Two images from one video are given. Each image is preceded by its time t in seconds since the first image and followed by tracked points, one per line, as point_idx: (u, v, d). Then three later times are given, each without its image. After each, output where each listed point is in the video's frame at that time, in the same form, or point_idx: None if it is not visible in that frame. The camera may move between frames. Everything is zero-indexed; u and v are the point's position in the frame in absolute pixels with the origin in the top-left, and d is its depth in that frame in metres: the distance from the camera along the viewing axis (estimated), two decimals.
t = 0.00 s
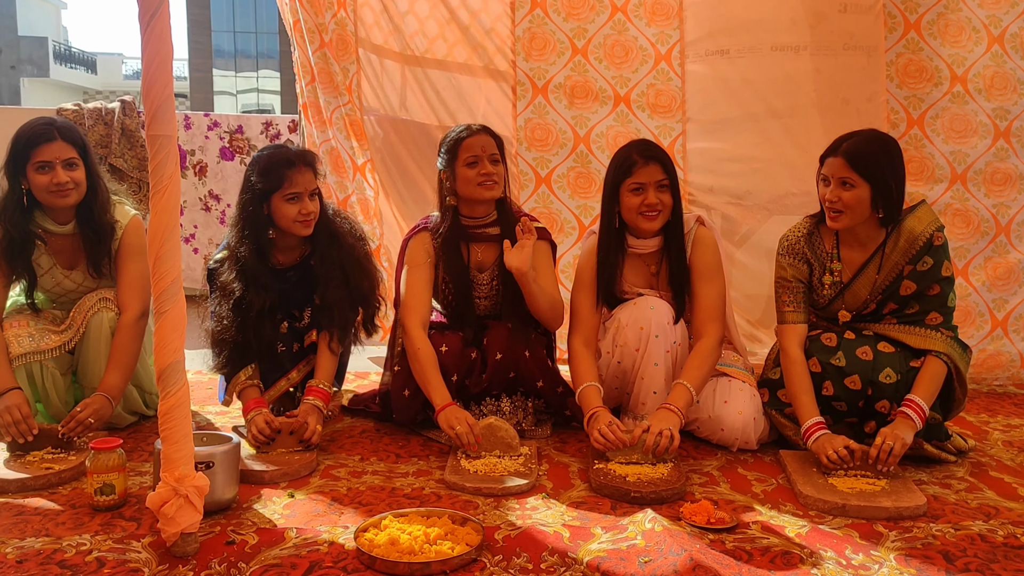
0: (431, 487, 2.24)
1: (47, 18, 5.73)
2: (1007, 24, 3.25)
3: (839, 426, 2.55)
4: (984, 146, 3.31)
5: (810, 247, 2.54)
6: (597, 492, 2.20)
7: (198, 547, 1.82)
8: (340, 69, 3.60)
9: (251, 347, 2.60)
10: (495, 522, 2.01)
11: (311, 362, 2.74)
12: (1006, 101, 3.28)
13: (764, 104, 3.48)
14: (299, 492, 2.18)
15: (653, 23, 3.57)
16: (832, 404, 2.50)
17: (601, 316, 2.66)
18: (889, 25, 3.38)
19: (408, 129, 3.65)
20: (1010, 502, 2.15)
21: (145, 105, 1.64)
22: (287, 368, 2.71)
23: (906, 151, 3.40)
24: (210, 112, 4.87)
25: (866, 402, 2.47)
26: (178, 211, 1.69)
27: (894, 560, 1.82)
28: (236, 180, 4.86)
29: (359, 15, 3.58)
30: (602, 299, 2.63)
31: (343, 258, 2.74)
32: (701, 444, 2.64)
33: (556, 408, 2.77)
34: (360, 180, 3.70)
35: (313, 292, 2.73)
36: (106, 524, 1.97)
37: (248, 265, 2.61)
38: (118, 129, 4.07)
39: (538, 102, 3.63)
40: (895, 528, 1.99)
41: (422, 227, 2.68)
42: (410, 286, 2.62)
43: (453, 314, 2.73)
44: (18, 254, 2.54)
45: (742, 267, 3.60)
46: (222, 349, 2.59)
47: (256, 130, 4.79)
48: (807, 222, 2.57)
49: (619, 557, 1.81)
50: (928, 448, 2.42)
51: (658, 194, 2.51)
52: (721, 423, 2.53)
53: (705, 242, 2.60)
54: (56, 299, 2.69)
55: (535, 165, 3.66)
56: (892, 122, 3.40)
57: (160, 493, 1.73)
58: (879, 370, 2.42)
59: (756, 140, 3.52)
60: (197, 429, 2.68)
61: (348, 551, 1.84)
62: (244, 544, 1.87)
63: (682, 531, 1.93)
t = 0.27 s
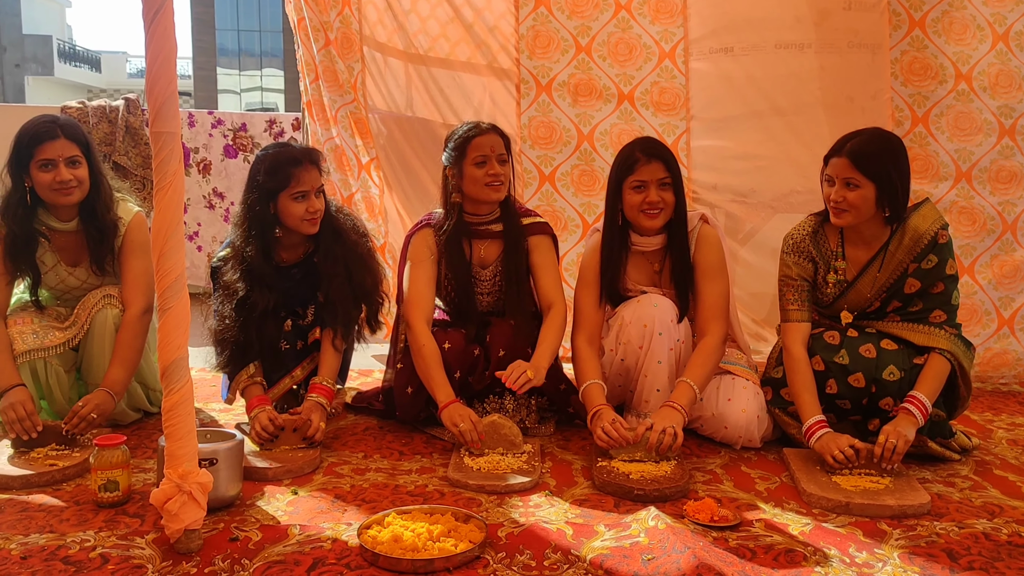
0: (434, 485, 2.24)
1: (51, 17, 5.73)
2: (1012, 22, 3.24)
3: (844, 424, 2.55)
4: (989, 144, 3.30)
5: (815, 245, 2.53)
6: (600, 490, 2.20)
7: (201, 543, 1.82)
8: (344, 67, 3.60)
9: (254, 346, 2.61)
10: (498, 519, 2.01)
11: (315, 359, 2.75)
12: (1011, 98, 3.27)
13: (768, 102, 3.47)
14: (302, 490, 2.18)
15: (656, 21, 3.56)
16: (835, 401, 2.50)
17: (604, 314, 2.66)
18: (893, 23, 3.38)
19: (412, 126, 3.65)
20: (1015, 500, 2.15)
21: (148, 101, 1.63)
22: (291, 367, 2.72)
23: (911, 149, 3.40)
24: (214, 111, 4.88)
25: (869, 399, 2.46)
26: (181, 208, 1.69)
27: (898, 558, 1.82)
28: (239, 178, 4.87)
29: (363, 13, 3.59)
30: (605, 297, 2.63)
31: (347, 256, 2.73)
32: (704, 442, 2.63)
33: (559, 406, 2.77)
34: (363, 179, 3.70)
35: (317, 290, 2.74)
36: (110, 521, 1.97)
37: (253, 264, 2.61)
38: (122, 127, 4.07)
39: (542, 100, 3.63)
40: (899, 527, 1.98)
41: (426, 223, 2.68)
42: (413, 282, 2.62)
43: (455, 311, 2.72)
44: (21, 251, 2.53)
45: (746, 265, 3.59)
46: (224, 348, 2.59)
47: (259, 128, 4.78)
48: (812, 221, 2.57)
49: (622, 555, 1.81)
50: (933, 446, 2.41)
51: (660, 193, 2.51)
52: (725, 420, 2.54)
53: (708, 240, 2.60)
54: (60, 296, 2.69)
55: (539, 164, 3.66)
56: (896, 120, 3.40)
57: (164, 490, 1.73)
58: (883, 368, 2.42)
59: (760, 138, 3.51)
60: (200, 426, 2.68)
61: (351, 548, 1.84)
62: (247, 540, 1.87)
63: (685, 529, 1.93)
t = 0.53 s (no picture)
0: (436, 484, 2.24)
1: (53, 16, 5.73)
2: (1014, 21, 3.24)
3: (846, 423, 2.55)
4: (993, 143, 3.30)
5: (817, 245, 2.53)
6: (602, 489, 2.20)
7: (204, 542, 1.83)
8: (347, 67, 3.61)
9: (257, 344, 2.62)
10: (500, 518, 2.01)
11: (317, 359, 2.75)
12: (1014, 97, 3.27)
13: (770, 102, 3.47)
14: (304, 488, 2.19)
15: (659, 20, 3.56)
16: (838, 400, 2.49)
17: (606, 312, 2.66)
18: (896, 22, 3.38)
19: (415, 126, 3.64)
20: (1017, 499, 2.15)
21: (152, 100, 1.64)
22: (294, 366, 2.72)
23: (914, 148, 3.39)
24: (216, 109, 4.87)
25: (871, 398, 2.46)
26: (185, 205, 1.69)
27: (900, 557, 1.82)
28: (241, 177, 4.87)
29: (366, 12, 3.58)
30: (607, 296, 2.63)
31: (350, 254, 2.74)
32: (706, 441, 2.64)
33: (561, 405, 2.77)
34: (367, 178, 3.71)
35: (320, 289, 2.74)
36: (113, 519, 1.98)
37: (258, 263, 2.61)
38: (125, 126, 4.08)
39: (544, 100, 3.63)
40: (902, 526, 1.98)
41: (430, 222, 2.68)
42: (416, 281, 2.62)
43: (458, 310, 2.72)
44: (24, 254, 2.54)
45: (748, 264, 3.59)
46: (227, 347, 2.59)
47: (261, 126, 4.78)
48: (815, 221, 2.57)
49: (625, 554, 1.81)
50: (935, 444, 2.41)
51: (666, 192, 2.51)
52: (727, 419, 2.53)
53: (711, 239, 2.60)
54: (63, 295, 2.70)
55: (541, 163, 3.66)
56: (899, 118, 3.40)
57: (167, 489, 1.73)
58: (885, 365, 2.42)
59: (762, 137, 3.51)
60: (202, 425, 2.69)
61: (353, 546, 1.84)
62: (250, 539, 1.87)
63: (687, 528, 1.93)
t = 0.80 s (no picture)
0: (436, 483, 2.24)
1: (53, 15, 5.73)
2: (1015, 19, 3.24)
3: (845, 422, 2.56)
4: (995, 142, 3.30)
5: (816, 246, 2.53)
6: (602, 488, 2.20)
7: (204, 541, 1.83)
8: (348, 67, 3.61)
9: (257, 344, 2.62)
10: (500, 517, 2.01)
11: (317, 358, 2.75)
12: (1015, 96, 3.27)
13: (771, 101, 3.47)
14: (304, 488, 2.19)
15: (659, 20, 3.56)
16: (838, 400, 2.50)
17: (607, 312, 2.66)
18: (897, 21, 3.38)
19: (417, 127, 3.64)
20: (1017, 498, 2.15)
21: (152, 100, 1.64)
22: (294, 365, 2.72)
23: (916, 147, 3.39)
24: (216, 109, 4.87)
25: (871, 398, 2.46)
26: (185, 205, 1.69)
27: (900, 556, 1.82)
28: (241, 176, 4.87)
29: (367, 12, 3.58)
30: (607, 295, 2.63)
31: (350, 254, 2.74)
32: (706, 441, 2.64)
33: (562, 405, 2.77)
34: (368, 178, 3.71)
35: (320, 288, 2.74)
36: (112, 519, 1.98)
37: (258, 263, 2.61)
38: (124, 126, 4.09)
39: (545, 100, 3.63)
40: (901, 525, 1.98)
41: (433, 222, 2.68)
42: (417, 281, 2.62)
43: (459, 310, 2.73)
44: (25, 260, 2.53)
45: (748, 263, 3.59)
46: (227, 347, 2.60)
47: (261, 126, 4.78)
48: (813, 222, 2.56)
49: (624, 553, 1.81)
50: (935, 444, 2.41)
51: (674, 189, 2.51)
52: (726, 419, 2.53)
53: (711, 239, 2.60)
54: (61, 297, 2.69)
55: (542, 163, 3.66)
56: (900, 117, 3.39)
57: (166, 488, 1.73)
58: (885, 366, 2.42)
59: (762, 137, 3.51)
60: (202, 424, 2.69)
61: (353, 546, 1.84)
62: (249, 538, 1.87)
63: (687, 528, 1.93)
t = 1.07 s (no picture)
0: (436, 483, 2.25)
1: (53, 15, 5.73)
2: (1017, 18, 3.25)
3: (844, 423, 2.56)
4: (997, 140, 3.31)
5: (815, 248, 2.53)
6: (602, 488, 2.20)
7: (204, 542, 1.83)
8: (349, 67, 3.61)
9: (257, 344, 2.62)
10: (500, 517, 2.01)
11: (317, 358, 2.75)
12: (1017, 95, 3.28)
13: (771, 101, 3.48)
14: (305, 488, 2.19)
15: (659, 20, 3.56)
16: (835, 399, 2.50)
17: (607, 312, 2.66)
18: (898, 20, 3.37)
19: (417, 126, 3.64)
20: (1017, 499, 2.15)
21: (152, 100, 1.64)
22: (294, 366, 2.72)
23: (918, 146, 3.39)
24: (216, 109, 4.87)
25: (869, 398, 2.46)
26: (185, 206, 1.69)
27: (900, 557, 1.82)
28: (241, 176, 4.87)
29: (368, 12, 3.58)
30: (607, 295, 2.63)
31: (349, 254, 2.74)
32: (706, 441, 2.64)
33: (562, 405, 2.77)
34: (369, 178, 3.70)
35: (319, 288, 2.74)
36: (113, 519, 1.98)
37: (257, 264, 2.61)
38: (124, 126, 4.09)
39: (545, 100, 3.63)
40: (901, 525, 1.98)
41: (434, 223, 2.68)
42: (419, 283, 2.62)
43: (461, 311, 2.73)
44: (21, 266, 2.53)
45: (748, 263, 3.59)
46: (227, 347, 2.60)
47: (262, 126, 4.77)
48: (811, 224, 2.56)
49: (624, 553, 1.81)
50: (935, 444, 2.42)
51: (674, 189, 2.51)
52: (726, 419, 2.53)
53: (713, 239, 2.60)
54: (60, 298, 2.69)
55: (542, 163, 3.66)
56: (902, 116, 3.39)
57: (167, 488, 1.73)
58: (882, 366, 2.42)
59: (763, 137, 3.51)
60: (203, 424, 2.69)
61: (353, 546, 1.84)
62: (250, 539, 1.87)
63: (687, 528, 1.93)
